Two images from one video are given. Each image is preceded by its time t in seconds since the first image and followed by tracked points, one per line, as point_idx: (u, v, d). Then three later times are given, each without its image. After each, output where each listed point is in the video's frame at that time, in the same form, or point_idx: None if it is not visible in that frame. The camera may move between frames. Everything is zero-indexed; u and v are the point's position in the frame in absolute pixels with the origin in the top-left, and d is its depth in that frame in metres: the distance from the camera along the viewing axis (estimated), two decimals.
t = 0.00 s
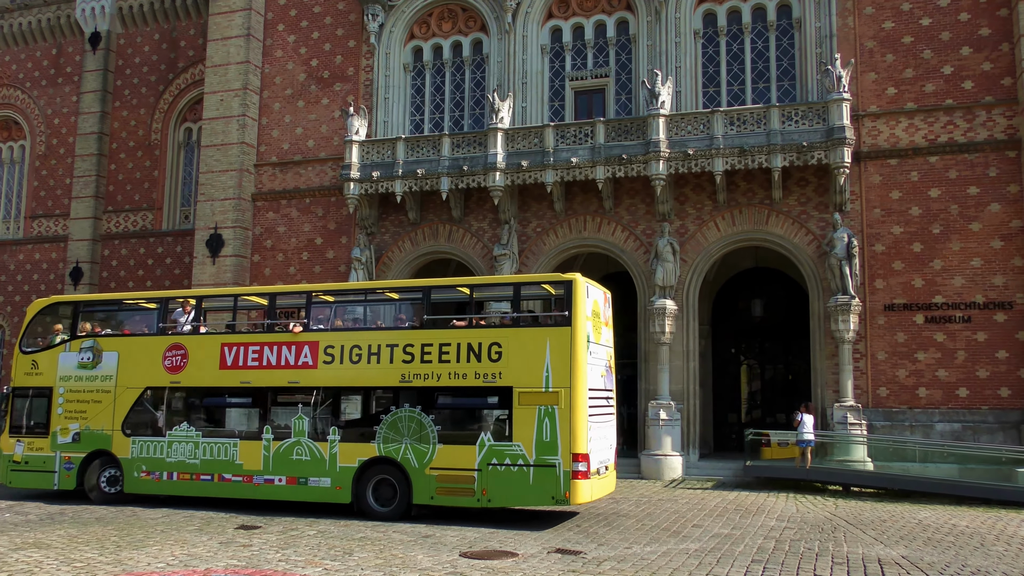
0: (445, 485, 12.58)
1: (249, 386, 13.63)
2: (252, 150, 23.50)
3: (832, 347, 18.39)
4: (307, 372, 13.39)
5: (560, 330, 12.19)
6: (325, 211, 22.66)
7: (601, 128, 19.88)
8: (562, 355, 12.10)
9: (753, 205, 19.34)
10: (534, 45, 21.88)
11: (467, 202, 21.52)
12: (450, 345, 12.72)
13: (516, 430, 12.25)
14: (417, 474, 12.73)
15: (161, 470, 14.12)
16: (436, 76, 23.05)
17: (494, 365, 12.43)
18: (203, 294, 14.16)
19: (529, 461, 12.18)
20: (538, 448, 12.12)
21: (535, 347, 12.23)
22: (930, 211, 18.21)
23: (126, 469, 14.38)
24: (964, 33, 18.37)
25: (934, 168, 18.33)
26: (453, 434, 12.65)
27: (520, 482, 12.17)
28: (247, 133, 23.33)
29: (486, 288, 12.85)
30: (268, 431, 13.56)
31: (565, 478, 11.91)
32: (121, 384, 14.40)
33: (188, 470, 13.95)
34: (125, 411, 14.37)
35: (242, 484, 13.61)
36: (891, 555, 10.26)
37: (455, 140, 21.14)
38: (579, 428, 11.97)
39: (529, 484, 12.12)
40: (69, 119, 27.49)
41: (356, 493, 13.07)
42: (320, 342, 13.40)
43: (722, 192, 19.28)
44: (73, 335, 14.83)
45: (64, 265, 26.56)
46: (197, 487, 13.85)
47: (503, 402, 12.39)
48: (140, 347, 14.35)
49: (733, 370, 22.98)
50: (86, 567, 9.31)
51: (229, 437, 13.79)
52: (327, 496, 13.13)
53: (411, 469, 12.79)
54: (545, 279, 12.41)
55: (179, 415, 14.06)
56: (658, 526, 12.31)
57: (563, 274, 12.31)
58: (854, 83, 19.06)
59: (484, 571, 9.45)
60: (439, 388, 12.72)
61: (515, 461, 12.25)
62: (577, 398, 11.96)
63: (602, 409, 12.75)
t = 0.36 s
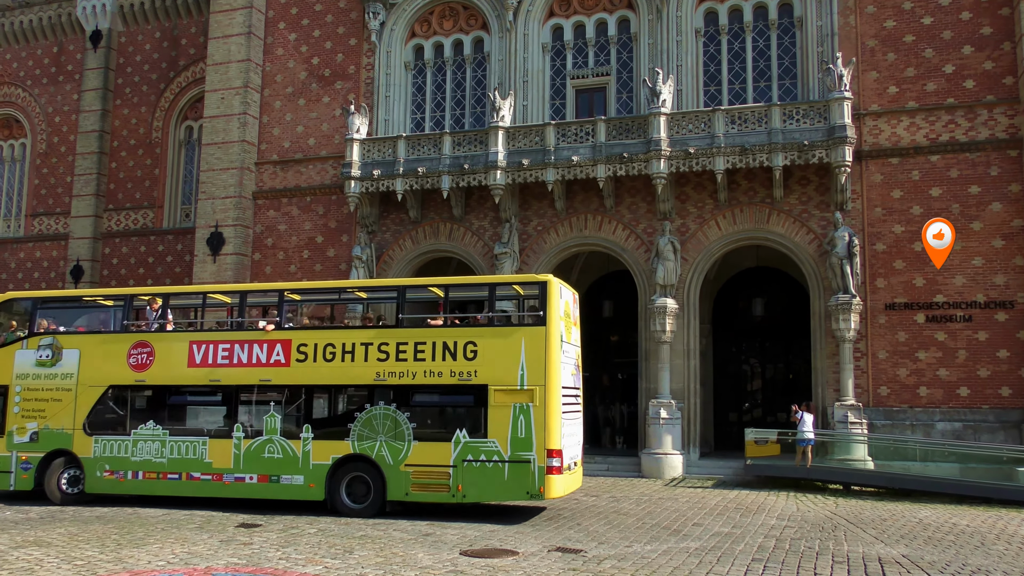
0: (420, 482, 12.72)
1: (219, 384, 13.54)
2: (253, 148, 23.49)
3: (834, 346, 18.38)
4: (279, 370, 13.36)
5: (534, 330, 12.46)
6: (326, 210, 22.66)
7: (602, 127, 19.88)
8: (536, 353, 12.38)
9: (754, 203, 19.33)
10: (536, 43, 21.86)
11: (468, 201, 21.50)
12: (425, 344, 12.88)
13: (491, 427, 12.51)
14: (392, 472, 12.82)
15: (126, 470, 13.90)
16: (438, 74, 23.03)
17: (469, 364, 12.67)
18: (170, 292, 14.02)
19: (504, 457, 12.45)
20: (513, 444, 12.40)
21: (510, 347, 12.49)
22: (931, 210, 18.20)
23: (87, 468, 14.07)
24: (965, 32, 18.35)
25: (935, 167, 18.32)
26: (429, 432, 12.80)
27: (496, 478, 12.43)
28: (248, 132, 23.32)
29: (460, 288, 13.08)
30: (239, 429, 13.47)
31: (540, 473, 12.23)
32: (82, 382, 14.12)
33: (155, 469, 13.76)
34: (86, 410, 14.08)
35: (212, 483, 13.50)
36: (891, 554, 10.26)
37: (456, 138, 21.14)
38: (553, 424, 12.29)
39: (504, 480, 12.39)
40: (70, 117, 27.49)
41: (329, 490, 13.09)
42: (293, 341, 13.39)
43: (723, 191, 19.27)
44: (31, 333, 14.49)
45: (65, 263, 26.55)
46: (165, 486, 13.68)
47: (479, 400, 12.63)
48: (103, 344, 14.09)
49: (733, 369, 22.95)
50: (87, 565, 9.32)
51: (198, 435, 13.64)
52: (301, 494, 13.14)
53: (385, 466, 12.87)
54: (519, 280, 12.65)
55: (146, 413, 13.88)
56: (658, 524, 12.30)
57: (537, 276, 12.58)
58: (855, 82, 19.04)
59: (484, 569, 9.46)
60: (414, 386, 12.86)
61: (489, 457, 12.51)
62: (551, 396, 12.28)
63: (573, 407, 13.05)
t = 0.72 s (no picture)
0: (392, 479, 12.91)
1: (186, 382, 13.46)
2: (251, 146, 23.46)
3: (833, 345, 18.39)
4: (249, 369, 13.34)
5: (506, 331, 12.75)
6: (325, 208, 22.64)
7: (600, 126, 19.86)
8: (508, 354, 12.69)
9: (753, 202, 19.32)
10: (534, 41, 21.84)
11: (467, 199, 21.49)
12: (397, 343, 13.06)
13: (463, 426, 12.78)
14: (364, 469, 12.99)
15: (85, 469, 13.69)
16: (437, 72, 23.02)
17: (442, 363, 12.90)
18: (133, 288, 13.81)
19: (477, 454, 12.74)
20: (485, 442, 12.70)
21: (482, 347, 12.77)
22: (930, 209, 18.21)
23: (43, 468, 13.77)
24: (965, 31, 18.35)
25: (934, 166, 18.32)
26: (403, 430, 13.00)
27: (468, 474, 12.72)
28: (248, 130, 23.30)
29: (432, 289, 13.26)
30: (207, 429, 13.46)
31: (512, 470, 12.57)
32: (40, 380, 13.84)
33: (118, 468, 13.64)
34: (43, 408, 13.81)
35: (177, 481, 13.44)
36: (890, 552, 10.27)
37: (454, 137, 21.11)
38: (525, 422, 12.62)
39: (476, 476, 12.68)
40: (68, 115, 27.45)
41: (299, 487, 13.19)
42: (263, 339, 13.36)
43: (722, 190, 19.27)
44: None
45: (63, 261, 26.52)
46: (129, 485, 13.58)
47: (451, 399, 12.88)
48: (62, 342, 13.85)
49: (732, 368, 22.94)
50: (84, 563, 9.31)
51: (164, 434, 13.58)
52: (269, 492, 13.17)
53: (357, 463, 13.03)
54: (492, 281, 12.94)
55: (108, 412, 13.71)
56: (656, 522, 12.31)
57: (510, 277, 12.92)
58: (854, 81, 19.05)
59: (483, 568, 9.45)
60: (387, 385, 13.04)
61: (462, 454, 12.78)
62: (522, 395, 12.61)
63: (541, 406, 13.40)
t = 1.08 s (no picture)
0: (362, 478, 12.99)
1: (149, 382, 13.31)
2: (249, 145, 23.44)
3: (830, 345, 18.42)
4: (214, 368, 13.25)
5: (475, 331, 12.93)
6: (323, 207, 22.63)
7: (598, 126, 19.85)
8: (478, 354, 12.87)
9: (752, 202, 19.33)
10: (533, 41, 21.84)
11: (465, 199, 21.49)
12: (367, 343, 13.13)
13: (432, 425, 12.91)
14: (333, 468, 13.03)
15: (42, 471, 13.39)
16: (435, 72, 23.01)
17: (412, 363, 13.01)
18: (91, 287, 13.62)
19: (446, 452, 12.89)
20: (455, 440, 12.87)
21: (452, 347, 12.93)
22: (928, 209, 18.23)
23: None
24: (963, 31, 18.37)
25: (932, 167, 18.34)
26: (373, 429, 13.07)
27: (437, 472, 12.86)
28: (246, 129, 23.28)
29: (400, 288, 13.31)
30: (171, 429, 13.31)
31: (481, 467, 12.78)
32: None
33: (75, 470, 13.34)
34: None
35: (139, 483, 13.23)
36: (888, 553, 10.29)
37: (453, 136, 21.11)
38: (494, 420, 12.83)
39: (446, 474, 12.83)
40: (66, 114, 27.43)
41: (267, 488, 13.16)
42: (229, 338, 13.29)
43: (720, 190, 19.28)
44: None
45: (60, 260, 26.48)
46: (87, 487, 13.29)
47: (421, 398, 13.00)
48: (16, 341, 13.58)
49: (730, 368, 22.93)
50: (82, 563, 9.29)
51: (125, 434, 13.37)
52: (236, 492, 13.12)
53: (326, 463, 13.06)
54: (460, 283, 13.11)
55: (64, 413, 13.44)
56: (653, 523, 12.32)
57: (478, 278, 13.10)
58: (852, 82, 19.07)
59: (482, 568, 9.45)
60: (356, 385, 13.10)
61: (432, 453, 12.91)
62: (491, 395, 12.83)
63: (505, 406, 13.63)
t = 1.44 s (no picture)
0: (332, 477, 13.02)
1: (112, 382, 13.06)
2: (250, 145, 23.43)
3: (831, 344, 18.41)
4: (181, 368, 13.12)
5: (445, 331, 13.14)
6: (323, 207, 22.63)
7: (599, 125, 19.85)
8: (448, 353, 13.08)
9: (752, 201, 19.32)
10: (533, 41, 21.83)
11: (465, 199, 21.49)
12: (337, 342, 13.18)
13: (402, 423, 13.02)
14: (303, 468, 13.01)
15: None
16: (435, 71, 23.02)
17: (382, 362, 13.13)
18: (46, 284, 13.23)
19: (416, 450, 13.01)
20: (425, 438, 13.03)
21: (422, 346, 13.10)
22: (928, 208, 18.22)
23: None
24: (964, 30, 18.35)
25: (933, 166, 18.33)
26: (342, 427, 13.11)
27: (408, 470, 12.98)
28: (246, 129, 23.28)
29: (370, 288, 13.35)
30: (135, 429, 13.09)
31: (451, 465, 12.97)
32: None
33: (34, 472, 12.96)
34: None
35: (101, 484, 12.94)
36: (889, 552, 10.27)
37: (453, 136, 21.11)
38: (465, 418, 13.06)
39: (416, 473, 12.96)
40: (67, 113, 27.43)
41: (235, 487, 13.04)
42: (196, 338, 13.18)
43: (720, 189, 19.27)
44: None
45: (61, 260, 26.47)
46: (45, 489, 12.91)
47: (391, 396, 13.10)
48: None
49: (730, 367, 22.93)
50: (81, 563, 9.28)
51: (86, 435, 13.06)
52: (204, 492, 12.99)
53: (296, 462, 13.03)
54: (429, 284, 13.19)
55: (22, 413, 13.07)
56: (654, 522, 12.32)
57: (447, 280, 13.24)
58: (853, 81, 19.06)
59: (482, 567, 9.44)
60: (325, 384, 13.12)
61: (402, 451, 13.01)
62: (461, 393, 13.05)
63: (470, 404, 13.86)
